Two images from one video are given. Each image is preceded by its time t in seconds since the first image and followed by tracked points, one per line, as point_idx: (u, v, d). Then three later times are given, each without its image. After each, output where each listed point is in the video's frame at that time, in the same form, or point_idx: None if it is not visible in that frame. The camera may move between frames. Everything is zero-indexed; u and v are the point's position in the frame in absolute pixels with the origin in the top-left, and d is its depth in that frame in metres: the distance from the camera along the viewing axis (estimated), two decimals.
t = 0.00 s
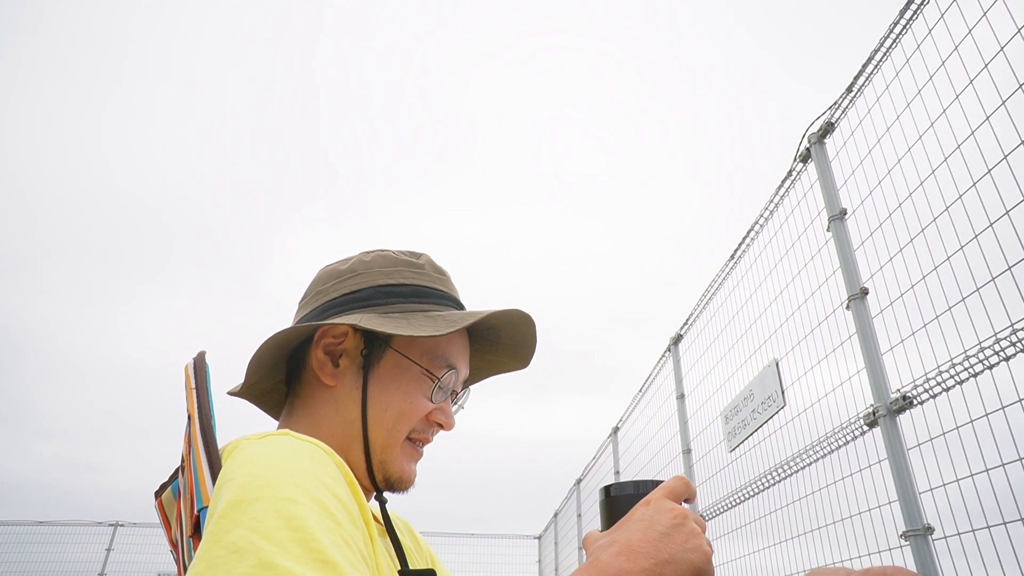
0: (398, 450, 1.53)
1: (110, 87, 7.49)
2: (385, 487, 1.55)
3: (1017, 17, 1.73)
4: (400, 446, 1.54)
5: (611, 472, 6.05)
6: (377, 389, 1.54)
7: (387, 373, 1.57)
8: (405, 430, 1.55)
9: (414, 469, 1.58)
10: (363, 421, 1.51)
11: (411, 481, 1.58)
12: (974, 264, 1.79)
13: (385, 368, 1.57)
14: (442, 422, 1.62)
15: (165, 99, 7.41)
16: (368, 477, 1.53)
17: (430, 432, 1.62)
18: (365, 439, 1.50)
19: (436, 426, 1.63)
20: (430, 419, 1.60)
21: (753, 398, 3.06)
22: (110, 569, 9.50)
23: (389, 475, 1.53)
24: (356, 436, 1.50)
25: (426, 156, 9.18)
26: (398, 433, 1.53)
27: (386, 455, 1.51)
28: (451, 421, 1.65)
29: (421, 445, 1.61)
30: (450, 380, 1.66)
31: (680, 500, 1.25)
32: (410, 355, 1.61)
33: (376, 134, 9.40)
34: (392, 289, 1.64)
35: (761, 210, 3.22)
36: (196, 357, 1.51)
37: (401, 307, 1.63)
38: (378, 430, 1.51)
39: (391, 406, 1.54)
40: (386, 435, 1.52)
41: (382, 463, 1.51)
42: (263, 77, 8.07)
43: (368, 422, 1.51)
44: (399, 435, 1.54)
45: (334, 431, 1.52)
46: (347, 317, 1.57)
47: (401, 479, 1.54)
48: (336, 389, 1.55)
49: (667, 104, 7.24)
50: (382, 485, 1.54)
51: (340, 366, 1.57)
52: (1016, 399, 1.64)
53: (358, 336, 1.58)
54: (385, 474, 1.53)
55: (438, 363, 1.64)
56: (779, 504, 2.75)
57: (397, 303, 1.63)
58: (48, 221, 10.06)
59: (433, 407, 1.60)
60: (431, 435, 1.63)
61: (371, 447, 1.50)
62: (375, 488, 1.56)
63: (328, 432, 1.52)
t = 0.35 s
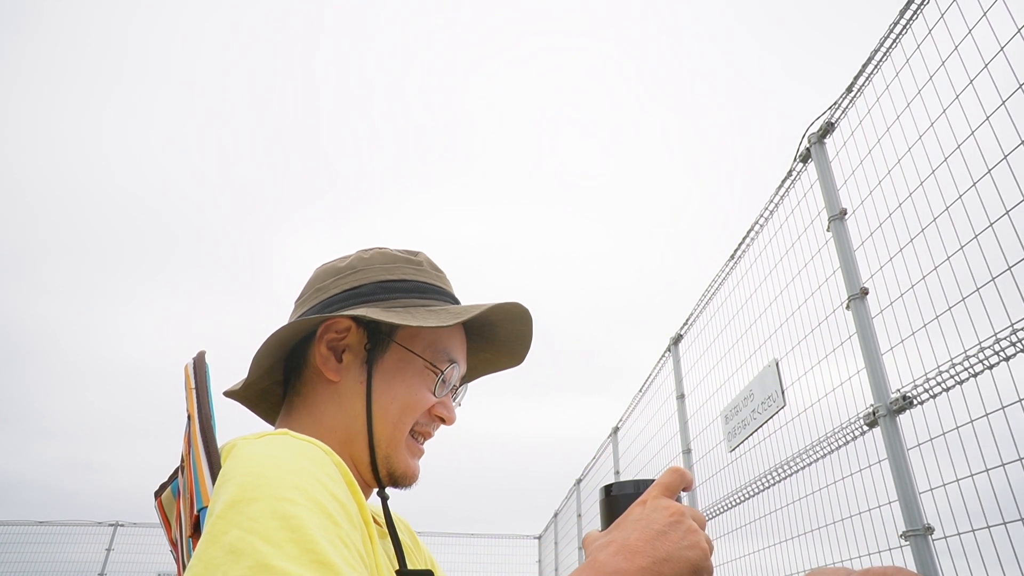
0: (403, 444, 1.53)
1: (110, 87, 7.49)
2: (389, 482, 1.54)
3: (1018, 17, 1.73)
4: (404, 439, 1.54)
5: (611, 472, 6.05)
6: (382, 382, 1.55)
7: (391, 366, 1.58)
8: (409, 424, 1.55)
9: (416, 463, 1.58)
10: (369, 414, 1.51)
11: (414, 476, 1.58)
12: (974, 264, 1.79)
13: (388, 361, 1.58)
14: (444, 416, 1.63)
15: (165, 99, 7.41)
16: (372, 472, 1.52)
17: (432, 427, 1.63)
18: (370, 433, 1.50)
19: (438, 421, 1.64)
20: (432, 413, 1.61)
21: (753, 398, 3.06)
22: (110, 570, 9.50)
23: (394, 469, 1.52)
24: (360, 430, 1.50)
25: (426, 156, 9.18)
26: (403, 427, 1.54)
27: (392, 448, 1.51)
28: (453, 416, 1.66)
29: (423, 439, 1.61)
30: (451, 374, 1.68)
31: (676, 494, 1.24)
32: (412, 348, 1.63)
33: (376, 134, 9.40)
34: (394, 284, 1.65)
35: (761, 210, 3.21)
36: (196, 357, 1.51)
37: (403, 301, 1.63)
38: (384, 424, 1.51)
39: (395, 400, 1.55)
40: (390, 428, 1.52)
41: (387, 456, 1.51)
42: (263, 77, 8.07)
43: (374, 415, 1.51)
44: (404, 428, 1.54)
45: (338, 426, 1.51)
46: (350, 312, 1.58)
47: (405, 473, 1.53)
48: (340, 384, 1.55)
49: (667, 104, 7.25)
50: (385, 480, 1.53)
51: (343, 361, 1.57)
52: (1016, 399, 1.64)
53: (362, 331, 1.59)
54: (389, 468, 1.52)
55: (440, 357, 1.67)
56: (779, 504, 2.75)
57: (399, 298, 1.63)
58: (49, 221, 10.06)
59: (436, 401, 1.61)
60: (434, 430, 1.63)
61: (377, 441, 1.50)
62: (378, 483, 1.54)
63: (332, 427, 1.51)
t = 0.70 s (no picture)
0: (401, 442, 1.53)
1: (110, 87, 7.51)
2: (387, 480, 1.54)
3: (1018, 17, 1.73)
4: (403, 437, 1.54)
5: (611, 472, 6.05)
6: (379, 381, 1.55)
7: (388, 365, 1.58)
8: (407, 422, 1.56)
9: (414, 461, 1.58)
10: (367, 413, 1.51)
11: (413, 475, 1.58)
12: (974, 264, 1.79)
13: (385, 360, 1.59)
14: (441, 414, 1.64)
15: (165, 99, 7.44)
16: (370, 471, 1.52)
17: (430, 425, 1.63)
18: (369, 431, 1.50)
19: (436, 419, 1.64)
20: (429, 411, 1.61)
21: (753, 398, 3.06)
22: (110, 569, 9.50)
23: (392, 468, 1.52)
24: (359, 428, 1.50)
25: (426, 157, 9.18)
26: (401, 425, 1.54)
27: (389, 447, 1.51)
28: (450, 414, 1.66)
29: (421, 438, 1.61)
30: (447, 372, 1.68)
31: (675, 498, 1.24)
32: (410, 347, 1.63)
33: (376, 134, 9.40)
34: (391, 284, 1.65)
35: (761, 210, 3.21)
36: (196, 357, 1.51)
37: (401, 301, 1.64)
38: (382, 423, 1.51)
39: (393, 398, 1.55)
40: (389, 426, 1.52)
41: (385, 454, 1.51)
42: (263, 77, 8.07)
43: (371, 414, 1.51)
44: (402, 426, 1.54)
45: (336, 424, 1.51)
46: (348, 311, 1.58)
47: (402, 471, 1.53)
48: (338, 383, 1.55)
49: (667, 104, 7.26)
50: (383, 478, 1.53)
51: (341, 361, 1.57)
52: (1016, 399, 1.65)
53: (359, 330, 1.60)
54: (388, 467, 1.52)
55: (437, 356, 1.67)
56: (779, 504, 2.75)
57: (396, 298, 1.64)
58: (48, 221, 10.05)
59: (433, 399, 1.62)
60: (431, 429, 1.63)
61: (374, 439, 1.50)
62: (376, 481, 1.54)
63: (331, 426, 1.51)
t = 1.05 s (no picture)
0: (405, 439, 1.53)
1: (110, 87, 7.52)
2: (391, 478, 1.53)
3: (1018, 17, 1.73)
4: (406, 434, 1.54)
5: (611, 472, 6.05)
6: (383, 378, 1.55)
7: (391, 362, 1.59)
8: (410, 419, 1.55)
9: (418, 459, 1.57)
10: (370, 410, 1.51)
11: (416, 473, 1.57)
12: (974, 264, 1.79)
13: (388, 357, 1.59)
14: (444, 412, 1.63)
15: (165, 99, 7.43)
16: (374, 468, 1.51)
17: (433, 423, 1.62)
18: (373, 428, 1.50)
19: (438, 417, 1.64)
20: (433, 409, 1.60)
21: (753, 398, 3.06)
22: (110, 569, 9.51)
23: (395, 464, 1.51)
24: (363, 425, 1.50)
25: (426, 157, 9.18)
26: (404, 421, 1.54)
27: (393, 443, 1.51)
28: (451, 412, 1.66)
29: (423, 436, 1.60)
30: (450, 370, 1.68)
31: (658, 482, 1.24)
32: (412, 344, 1.63)
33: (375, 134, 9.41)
34: (392, 284, 1.66)
35: (761, 210, 3.21)
36: (196, 357, 1.51)
37: (402, 300, 1.64)
38: (385, 419, 1.51)
39: (396, 395, 1.55)
40: (392, 422, 1.52)
41: (388, 450, 1.50)
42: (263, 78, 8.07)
43: (375, 411, 1.51)
44: (405, 423, 1.54)
45: (340, 421, 1.50)
46: (350, 311, 1.59)
47: (406, 468, 1.52)
48: (341, 381, 1.54)
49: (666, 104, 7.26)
50: (387, 475, 1.52)
51: (344, 359, 1.57)
52: (1016, 399, 1.65)
53: (361, 329, 1.60)
54: (391, 464, 1.51)
55: (439, 353, 1.68)
56: (779, 504, 2.75)
57: (397, 298, 1.64)
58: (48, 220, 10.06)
59: (435, 396, 1.62)
60: (434, 427, 1.62)
61: (377, 435, 1.50)
62: (381, 479, 1.53)
63: (335, 424, 1.50)
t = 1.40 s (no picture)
0: (411, 432, 1.51)
1: (110, 87, 7.53)
2: (400, 472, 1.52)
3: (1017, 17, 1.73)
4: (413, 427, 1.52)
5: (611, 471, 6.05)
6: (385, 371, 1.55)
7: (392, 355, 1.58)
8: (416, 411, 1.54)
9: (428, 452, 1.55)
10: (374, 404, 1.50)
11: (427, 464, 1.54)
12: (974, 264, 1.79)
13: (389, 351, 1.59)
14: (453, 401, 1.61)
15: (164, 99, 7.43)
16: (382, 462, 1.49)
17: (443, 415, 1.60)
18: (378, 422, 1.49)
19: (447, 408, 1.61)
20: (440, 400, 1.58)
21: (753, 398, 3.06)
22: (110, 569, 9.52)
23: (403, 457, 1.50)
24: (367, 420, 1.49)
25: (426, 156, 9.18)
26: (409, 414, 1.52)
27: (398, 436, 1.49)
28: (460, 401, 1.63)
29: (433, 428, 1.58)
30: (454, 358, 1.67)
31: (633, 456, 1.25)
32: (412, 335, 1.63)
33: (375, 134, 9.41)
34: (388, 277, 1.66)
35: (761, 210, 3.21)
36: (196, 357, 1.51)
37: (400, 292, 1.64)
38: (388, 412, 1.50)
39: (399, 388, 1.54)
40: (397, 416, 1.51)
41: (394, 444, 1.49)
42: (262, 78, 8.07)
43: (378, 404, 1.51)
44: (411, 416, 1.52)
45: (343, 418, 1.50)
46: (349, 307, 1.59)
47: (415, 461, 1.51)
48: (344, 378, 1.55)
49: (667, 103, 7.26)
50: (395, 469, 1.51)
51: (346, 355, 1.57)
52: (1016, 399, 1.65)
53: (361, 325, 1.60)
54: (399, 457, 1.50)
55: (441, 342, 1.67)
56: (779, 504, 2.75)
57: (395, 290, 1.64)
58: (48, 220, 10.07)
59: (441, 387, 1.60)
60: (443, 418, 1.60)
61: (382, 429, 1.49)
62: (388, 474, 1.52)
63: (339, 421, 1.50)
